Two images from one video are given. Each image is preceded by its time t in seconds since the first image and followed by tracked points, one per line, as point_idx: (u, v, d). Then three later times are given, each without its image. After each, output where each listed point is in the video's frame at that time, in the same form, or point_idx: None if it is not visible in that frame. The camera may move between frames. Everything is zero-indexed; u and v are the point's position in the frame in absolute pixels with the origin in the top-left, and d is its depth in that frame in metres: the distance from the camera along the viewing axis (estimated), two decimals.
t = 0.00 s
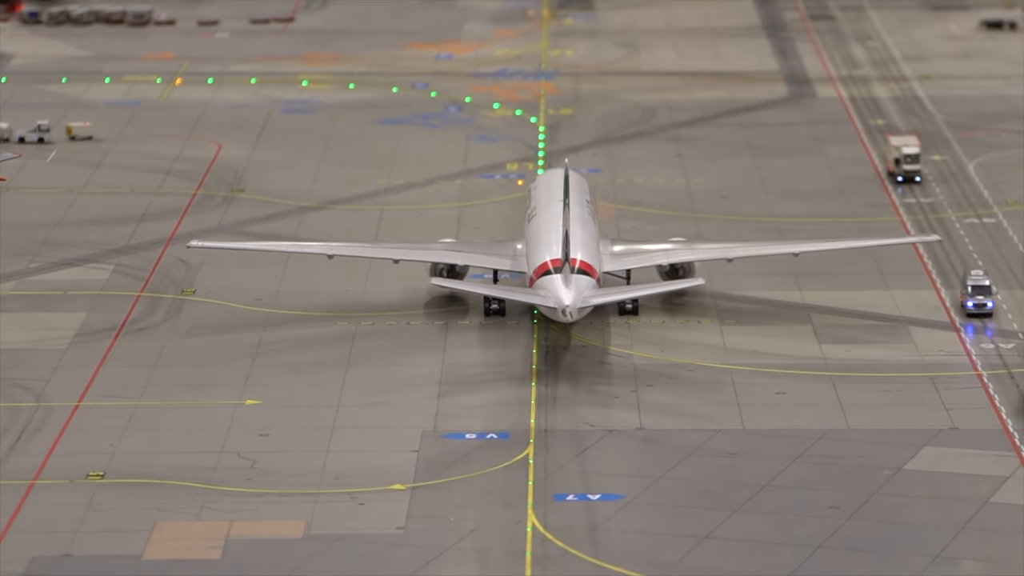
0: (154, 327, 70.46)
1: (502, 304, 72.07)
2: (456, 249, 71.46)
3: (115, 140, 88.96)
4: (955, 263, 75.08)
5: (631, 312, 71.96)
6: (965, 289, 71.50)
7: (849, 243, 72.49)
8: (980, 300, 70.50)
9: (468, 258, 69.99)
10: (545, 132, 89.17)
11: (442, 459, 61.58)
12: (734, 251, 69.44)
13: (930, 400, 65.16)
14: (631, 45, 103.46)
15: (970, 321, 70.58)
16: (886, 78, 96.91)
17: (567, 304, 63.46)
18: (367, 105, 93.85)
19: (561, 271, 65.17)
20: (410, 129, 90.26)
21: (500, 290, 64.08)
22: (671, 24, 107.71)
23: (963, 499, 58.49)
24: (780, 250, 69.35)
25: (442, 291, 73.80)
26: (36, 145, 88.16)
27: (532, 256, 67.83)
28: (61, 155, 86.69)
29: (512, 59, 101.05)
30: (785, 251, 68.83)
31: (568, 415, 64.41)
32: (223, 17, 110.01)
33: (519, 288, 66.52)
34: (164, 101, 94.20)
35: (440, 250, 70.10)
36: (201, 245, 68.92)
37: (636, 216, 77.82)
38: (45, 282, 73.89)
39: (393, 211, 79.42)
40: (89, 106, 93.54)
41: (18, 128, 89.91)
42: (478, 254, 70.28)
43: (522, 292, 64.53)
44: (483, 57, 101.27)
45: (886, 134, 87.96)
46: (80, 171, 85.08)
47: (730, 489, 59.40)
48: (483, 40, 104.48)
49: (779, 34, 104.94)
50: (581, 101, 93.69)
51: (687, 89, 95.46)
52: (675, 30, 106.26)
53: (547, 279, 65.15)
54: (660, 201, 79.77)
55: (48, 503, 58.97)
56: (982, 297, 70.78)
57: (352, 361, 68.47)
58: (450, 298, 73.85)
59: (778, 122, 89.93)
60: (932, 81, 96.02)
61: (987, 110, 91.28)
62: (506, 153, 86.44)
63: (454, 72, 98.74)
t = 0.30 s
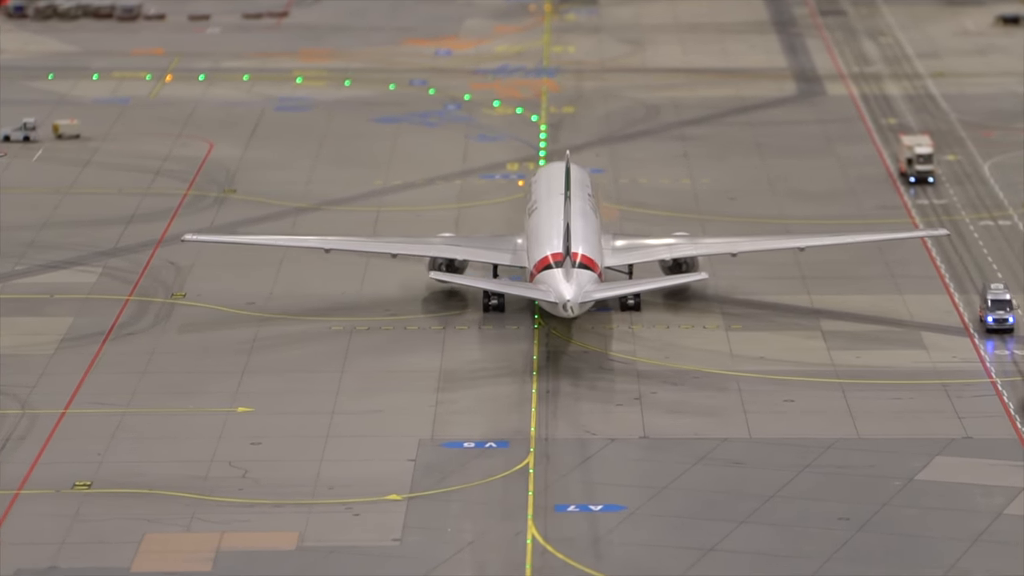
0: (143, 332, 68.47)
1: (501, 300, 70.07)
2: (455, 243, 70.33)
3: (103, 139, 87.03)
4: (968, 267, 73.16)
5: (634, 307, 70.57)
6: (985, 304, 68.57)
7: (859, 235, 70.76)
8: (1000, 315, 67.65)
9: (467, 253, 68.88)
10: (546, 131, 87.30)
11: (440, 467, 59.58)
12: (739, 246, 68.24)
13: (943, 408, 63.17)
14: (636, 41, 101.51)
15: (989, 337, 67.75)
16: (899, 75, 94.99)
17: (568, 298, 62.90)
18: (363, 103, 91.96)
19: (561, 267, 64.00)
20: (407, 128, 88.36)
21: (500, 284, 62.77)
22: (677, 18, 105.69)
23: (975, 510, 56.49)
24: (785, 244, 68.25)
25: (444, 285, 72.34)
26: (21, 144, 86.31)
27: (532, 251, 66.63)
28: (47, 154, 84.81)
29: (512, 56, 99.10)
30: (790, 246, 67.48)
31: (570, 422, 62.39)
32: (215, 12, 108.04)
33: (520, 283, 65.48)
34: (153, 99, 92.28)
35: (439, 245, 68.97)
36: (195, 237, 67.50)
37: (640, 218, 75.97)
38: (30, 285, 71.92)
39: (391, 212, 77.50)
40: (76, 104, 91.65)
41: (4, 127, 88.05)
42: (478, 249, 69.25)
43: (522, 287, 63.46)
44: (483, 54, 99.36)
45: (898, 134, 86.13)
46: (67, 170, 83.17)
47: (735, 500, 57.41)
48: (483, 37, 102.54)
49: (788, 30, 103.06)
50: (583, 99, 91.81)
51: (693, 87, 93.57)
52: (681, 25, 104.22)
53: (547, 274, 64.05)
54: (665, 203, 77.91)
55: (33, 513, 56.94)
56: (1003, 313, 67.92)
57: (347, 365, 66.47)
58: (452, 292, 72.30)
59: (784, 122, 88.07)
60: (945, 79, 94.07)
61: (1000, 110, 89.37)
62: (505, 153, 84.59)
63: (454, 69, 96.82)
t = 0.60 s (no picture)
0: (133, 341, 66.89)
1: (500, 299, 69.38)
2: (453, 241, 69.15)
3: (92, 142, 85.54)
4: (980, 275, 71.66)
5: (635, 307, 69.75)
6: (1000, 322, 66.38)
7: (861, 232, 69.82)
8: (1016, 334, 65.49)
9: (465, 252, 67.84)
10: (546, 135, 85.84)
11: (438, 480, 57.97)
12: (741, 244, 67.30)
13: (953, 419, 61.61)
14: (638, 42, 100.06)
15: (1006, 357, 65.59)
16: (908, 77, 93.58)
17: (578, 296, 61.83)
18: (359, 106, 90.52)
19: (569, 264, 63.16)
20: (404, 131, 86.93)
21: (505, 282, 61.63)
22: (680, 18, 104.21)
23: (986, 524, 54.92)
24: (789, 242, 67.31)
25: (439, 284, 71.36)
26: (8, 148, 84.85)
27: (536, 249, 65.83)
28: (34, 158, 83.31)
29: (512, 57, 97.63)
30: (794, 244, 66.48)
31: (571, 433, 60.85)
32: (208, 12, 106.58)
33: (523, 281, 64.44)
34: (143, 101, 90.80)
35: (438, 244, 67.87)
36: (191, 236, 66.05)
37: (643, 223, 74.54)
38: (18, 293, 70.39)
39: (387, 217, 76.03)
40: (64, 106, 90.18)
41: None
42: (477, 247, 68.17)
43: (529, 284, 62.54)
44: (482, 56, 97.92)
45: (906, 138, 84.69)
46: (55, 174, 81.68)
47: (741, 513, 55.79)
48: (482, 38, 101.11)
49: (794, 31, 101.64)
50: (585, 102, 90.36)
51: (697, 89, 92.13)
52: (684, 26, 102.75)
53: (556, 272, 63.18)
54: (669, 208, 76.48)
55: (18, 526, 55.34)
56: (1020, 332, 65.68)
57: (343, 374, 64.87)
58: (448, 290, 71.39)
59: (789, 126, 86.60)
60: (954, 81, 92.65)
61: (1011, 113, 87.93)
62: (504, 157, 83.15)
63: (452, 70, 95.37)
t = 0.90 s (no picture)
0: (124, 348, 65.47)
1: (500, 295, 68.52)
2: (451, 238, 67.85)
3: (82, 145, 84.21)
4: (993, 282, 70.15)
5: (635, 304, 68.92)
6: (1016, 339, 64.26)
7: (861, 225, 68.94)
8: None
9: (463, 248, 66.91)
10: (547, 137, 84.47)
11: (437, 491, 56.51)
12: (743, 240, 66.66)
13: (964, 428, 60.13)
14: (643, 42, 98.69)
15: None
16: (917, 78, 92.21)
17: (581, 292, 60.68)
18: (355, 107, 89.19)
19: (571, 259, 62.12)
20: (402, 133, 85.59)
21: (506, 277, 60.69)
22: (685, 18, 102.86)
23: (996, 536, 53.43)
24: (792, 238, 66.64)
25: (437, 280, 70.51)
26: None
27: (535, 246, 64.82)
28: (23, 161, 81.99)
29: (514, 57, 96.29)
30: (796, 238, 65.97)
31: (572, 441, 59.44)
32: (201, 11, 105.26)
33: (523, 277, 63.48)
34: (135, 103, 89.47)
35: (436, 240, 66.99)
36: (186, 233, 65.46)
37: (648, 225, 73.18)
38: (6, 298, 69.04)
39: (385, 220, 74.67)
40: (54, 108, 88.85)
41: None
42: (475, 244, 67.27)
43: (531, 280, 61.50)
44: (483, 56, 96.58)
45: (916, 141, 83.32)
46: (45, 177, 80.35)
47: (747, 525, 54.31)
48: (483, 37, 99.80)
49: (801, 30, 100.32)
50: (587, 103, 89.01)
51: (701, 90, 90.79)
52: (689, 26, 101.40)
53: (558, 268, 62.15)
54: (673, 211, 75.14)
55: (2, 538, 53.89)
56: None
57: (340, 382, 63.42)
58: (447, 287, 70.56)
59: (795, 128, 85.23)
60: (964, 82, 91.29)
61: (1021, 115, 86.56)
62: (505, 159, 81.80)
63: (452, 71, 94.04)
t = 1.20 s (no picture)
0: (113, 354, 63.92)
1: (498, 292, 67.62)
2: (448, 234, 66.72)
3: (70, 145, 82.68)
4: (1005, 287, 68.70)
5: (635, 300, 68.08)
6: None
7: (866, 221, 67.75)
8: None
9: (459, 243, 65.39)
10: (548, 137, 82.96)
11: (434, 501, 54.94)
12: (744, 235, 65.25)
13: (975, 437, 58.55)
14: (646, 41, 97.17)
15: None
16: (928, 77, 90.72)
17: (579, 287, 59.53)
18: (350, 106, 87.69)
19: (569, 254, 60.90)
20: (399, 133, 84.10)
21: (503, 272, 59.49)
22: (689, 16, 101.33)
23: (1010, 549, 51.84)
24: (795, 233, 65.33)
25: (434, 275, 69.57)
26: None
27: (533, 240, 63.52)
28: (10, 162, 80.47)
29: (514, 56, 94.79)
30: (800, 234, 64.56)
31: (573, 450, 57.88)
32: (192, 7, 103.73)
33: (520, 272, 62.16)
34: (124, 102, 87.96)
35: (432, 236, 65.55)
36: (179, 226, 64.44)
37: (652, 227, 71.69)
38: None
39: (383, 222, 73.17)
40: (41, 107, 87.30)
41: None
42: (472, 239, 65.91)
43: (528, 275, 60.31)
44: (483, 54, 95.07)
45: (925, 142, 81.85)
46: (32, 178, 78.80)
47: (753, 537, 52.72)
48: (483, 35, 98.30)
49: (808, 28, 98.82)
50: (589, 103, 87.49)
51: (705, 90, 89.27)
52: (693, 24, 99.86)
53: (555, 262, 60.96)
54: (677, 213, 73.64)
55: None
56: None
57: (336, 390, 61.81)
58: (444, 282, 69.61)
59: (801, 128, 83.73)
60: (975, 82, 89.80)
61: None
62: (504, 160, 80.29)
63: (450, 70, 92.54)
